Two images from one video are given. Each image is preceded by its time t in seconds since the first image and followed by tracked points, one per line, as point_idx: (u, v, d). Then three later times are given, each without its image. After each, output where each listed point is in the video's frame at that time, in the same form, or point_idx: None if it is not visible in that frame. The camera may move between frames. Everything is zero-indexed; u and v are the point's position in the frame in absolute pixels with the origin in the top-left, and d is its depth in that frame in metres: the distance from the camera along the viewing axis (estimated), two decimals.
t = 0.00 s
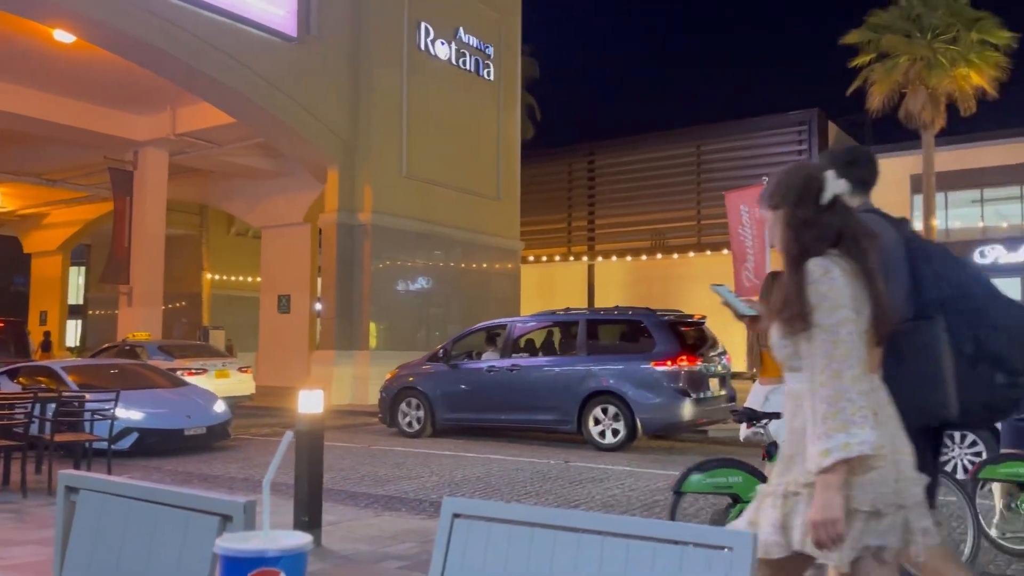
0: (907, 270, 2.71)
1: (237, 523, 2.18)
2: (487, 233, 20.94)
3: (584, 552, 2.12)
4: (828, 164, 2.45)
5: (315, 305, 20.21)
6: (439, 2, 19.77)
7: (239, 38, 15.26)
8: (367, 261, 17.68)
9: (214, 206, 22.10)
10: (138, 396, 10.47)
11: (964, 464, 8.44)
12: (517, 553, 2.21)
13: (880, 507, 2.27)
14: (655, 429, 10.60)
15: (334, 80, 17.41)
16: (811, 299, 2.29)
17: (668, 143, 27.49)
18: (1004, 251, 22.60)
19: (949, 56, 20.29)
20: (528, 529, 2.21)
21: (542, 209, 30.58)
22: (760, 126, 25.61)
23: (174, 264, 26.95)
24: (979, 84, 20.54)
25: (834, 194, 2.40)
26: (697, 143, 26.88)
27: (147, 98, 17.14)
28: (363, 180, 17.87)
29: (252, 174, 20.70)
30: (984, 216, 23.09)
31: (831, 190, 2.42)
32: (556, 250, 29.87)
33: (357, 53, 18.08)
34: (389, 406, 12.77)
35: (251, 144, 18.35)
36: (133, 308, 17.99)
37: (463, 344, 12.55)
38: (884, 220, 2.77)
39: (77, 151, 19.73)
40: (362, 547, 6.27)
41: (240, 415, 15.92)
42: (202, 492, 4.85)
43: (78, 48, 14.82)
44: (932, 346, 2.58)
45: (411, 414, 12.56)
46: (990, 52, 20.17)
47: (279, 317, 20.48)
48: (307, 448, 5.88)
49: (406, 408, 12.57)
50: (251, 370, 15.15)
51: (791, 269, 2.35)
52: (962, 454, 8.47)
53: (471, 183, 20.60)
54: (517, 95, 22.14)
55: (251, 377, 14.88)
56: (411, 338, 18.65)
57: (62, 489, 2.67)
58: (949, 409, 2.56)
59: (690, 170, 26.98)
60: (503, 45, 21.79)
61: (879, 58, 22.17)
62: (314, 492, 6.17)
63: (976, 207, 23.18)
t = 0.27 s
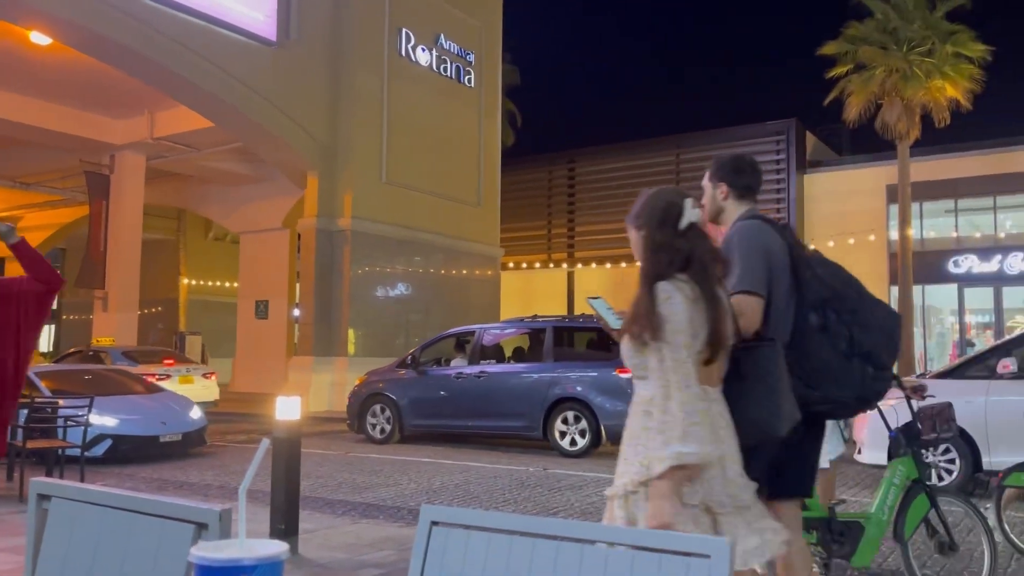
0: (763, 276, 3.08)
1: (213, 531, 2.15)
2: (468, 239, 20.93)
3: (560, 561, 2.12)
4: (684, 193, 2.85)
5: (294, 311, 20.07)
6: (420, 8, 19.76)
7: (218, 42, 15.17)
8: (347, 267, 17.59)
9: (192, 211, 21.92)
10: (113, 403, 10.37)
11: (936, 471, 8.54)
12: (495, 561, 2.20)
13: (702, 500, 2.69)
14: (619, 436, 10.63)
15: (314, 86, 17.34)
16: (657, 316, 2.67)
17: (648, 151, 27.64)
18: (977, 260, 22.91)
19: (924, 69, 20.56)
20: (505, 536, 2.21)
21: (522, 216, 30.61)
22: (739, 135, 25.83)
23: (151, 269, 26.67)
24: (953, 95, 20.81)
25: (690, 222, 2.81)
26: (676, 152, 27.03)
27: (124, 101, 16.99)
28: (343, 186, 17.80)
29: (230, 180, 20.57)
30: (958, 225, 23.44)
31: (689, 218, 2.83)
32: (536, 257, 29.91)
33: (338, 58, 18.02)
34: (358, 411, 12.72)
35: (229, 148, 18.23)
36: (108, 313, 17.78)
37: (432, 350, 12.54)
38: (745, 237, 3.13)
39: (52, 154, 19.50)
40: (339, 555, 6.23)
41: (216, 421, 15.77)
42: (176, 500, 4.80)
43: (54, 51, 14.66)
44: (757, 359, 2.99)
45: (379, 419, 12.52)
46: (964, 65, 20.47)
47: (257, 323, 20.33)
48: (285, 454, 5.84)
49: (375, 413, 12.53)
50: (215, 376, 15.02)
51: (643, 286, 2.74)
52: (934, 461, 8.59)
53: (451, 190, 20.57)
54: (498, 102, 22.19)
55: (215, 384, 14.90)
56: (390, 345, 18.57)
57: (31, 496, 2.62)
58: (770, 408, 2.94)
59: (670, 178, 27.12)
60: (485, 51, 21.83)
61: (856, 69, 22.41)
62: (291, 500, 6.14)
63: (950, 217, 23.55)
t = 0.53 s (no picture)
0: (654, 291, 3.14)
1: (197, 538, 2.14)
2: (455, 246, 20.92)
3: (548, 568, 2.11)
4: (571, 204, 3.01)
5: (280, 317, 19.98)
6: (409, 15, 19.77)
7: (205, 47, 15.13)
8: (333, 273, 17.54)
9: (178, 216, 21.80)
10: (97, 409, 10.28)
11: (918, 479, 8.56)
12: (481, 567, 2.19)
13: (572, 493, 2.79)
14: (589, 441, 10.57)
15: (301, 92, 17.30)
16: (539, 321, 2.81)
17: (635, 159, 27.73)
18: (961, 269, 23.13)
19: (908, 79, 20.74)
20: (491, 545, 2.20)
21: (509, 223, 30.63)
22: (725, 144, 25.97)
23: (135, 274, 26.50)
24: (937, 106, 21.05)
25: (575, 231, 2.97)
26: (663, 160, 27.14)
27: (110, 105, 16.90)
28: (330, 192, 17.75)
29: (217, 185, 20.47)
30: (941, 234, 23.65)
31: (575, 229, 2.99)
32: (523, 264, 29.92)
33: (326, 64, 17.99)
34: (331, 419, 12.70)
35: (215, 153, 18.15)
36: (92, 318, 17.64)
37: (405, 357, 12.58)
38: (642, 275, 3.15)
39: (36, 158, 19.36)
40: (324, 562, 6.19)
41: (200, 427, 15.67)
42: (159, 508, 4.75)
43: (39, 54, 14.56)
44: (643, 359, 3.01)
45: (353, 427, 12.46)
46: (948, 76, 20.68)
47: (243, 329, 20.23)
48: (270, 463, 5.77)
49: (348, 421, 12.48)
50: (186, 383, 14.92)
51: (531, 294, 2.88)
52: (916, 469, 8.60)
53: (439, 197, 20.57)
54: (486, 109, 22.22)
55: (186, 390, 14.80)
56: (376, 351, 18.51)
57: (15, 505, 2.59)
58: (652, 410, 2.99)
59: (657, 186, 27.22)
60: (473, 59, 21.86)
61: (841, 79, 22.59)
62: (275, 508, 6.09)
63: (934, 227, 23.74)
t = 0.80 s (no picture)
0: (548, 291, 3.38)
1: (188, 544, 2.13)
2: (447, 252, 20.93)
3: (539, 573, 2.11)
4: (472, 226, 3.17)
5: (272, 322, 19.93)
6: (402, 21, 19.79)
7: (198, 52, 15.11)
8: (325, 279, 17.52)
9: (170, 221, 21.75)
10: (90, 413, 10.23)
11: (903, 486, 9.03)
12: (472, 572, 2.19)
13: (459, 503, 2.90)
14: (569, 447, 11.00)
15: (293, 97, 17.30)
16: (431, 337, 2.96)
17: (627, 166, 27.82)
18: (951, 277, 23.27)
19: (898, 88, 20.86)
20: (483, 550, 2.19)
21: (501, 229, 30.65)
22: (717, 151, 26.08)
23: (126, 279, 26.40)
24: (927, 115, 21.19)
25: (474, 251, 3.13)
26: (656, 167, 27.23)
27: (102, 110, 16.85)
28: (322, 198, 17.73)
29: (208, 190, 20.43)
30: (931, 243, 23.78)
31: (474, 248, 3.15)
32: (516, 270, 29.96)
33: (318, 70, 18.00)
34: (311, 424, 12.70)
35: (207, 158, 18.12)
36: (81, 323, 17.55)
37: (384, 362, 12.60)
38: (538, 263, 3.47)
39: (26, 162, 19.28)
40: (315, 569, 6.16)
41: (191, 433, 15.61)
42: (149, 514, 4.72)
43: (30, 58, 14.52)
44: (535, 370, 3.16)
45: (332, 432, 12.47)
46: (938, 85, 20.82)
47: (234, 334, 20.17)
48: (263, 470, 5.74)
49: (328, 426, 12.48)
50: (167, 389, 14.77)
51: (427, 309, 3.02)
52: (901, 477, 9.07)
53: (431, 203, 20.58)
54: (479, 115, 22.26)
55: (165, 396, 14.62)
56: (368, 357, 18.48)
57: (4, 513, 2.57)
58: (540, 417, 3.13)
59: (649, 193, 27.30)
60: (466, 65, 21.90)
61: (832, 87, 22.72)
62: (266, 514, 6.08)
63: (924, 235, 23.86)
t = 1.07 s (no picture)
0: (469, 310, 3.53)
1: (179, 547, 2.12)
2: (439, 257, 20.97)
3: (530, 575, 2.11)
4: (382, 230, 3.44)
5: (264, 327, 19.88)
6: (394, 26, 19.81)
7: (191, 56, 15.11)
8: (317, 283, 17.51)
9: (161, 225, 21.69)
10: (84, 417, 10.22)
11: (884, 490, 9.41)
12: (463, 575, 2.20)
13: (373, 487, 3.27)
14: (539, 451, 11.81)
15: (286, 101, 17.30)
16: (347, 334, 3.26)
17: (619, 172, 27.87)
18: (940, 283, 23.42)
19: (888, 95, 20.97)
20: (474, 553, 2.20)
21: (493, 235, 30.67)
22: (708, 157, 26.18)
23: (116, 284, 26.29)
24: (916, 122, 21.31)
25: (383, 252, 3.41)
26: (647, 173, 27.30)
27: (93, 113, 16.82)
28: (314, 202, 17.71)
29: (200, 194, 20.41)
30: (921, 249, 23.88)
31: (384, 249, 3.43)
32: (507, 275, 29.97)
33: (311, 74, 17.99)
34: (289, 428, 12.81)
35: (198, 162, 18.10)
36: (71, 327, 17.47)
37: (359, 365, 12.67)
38: (459, 279, 3.61)
39: (17, 166, 19.21)
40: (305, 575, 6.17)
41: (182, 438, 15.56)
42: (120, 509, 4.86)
43: (22, 61, 14.48)
44: (446, 366, 3.46)
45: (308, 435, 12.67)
46: (927, 92, 20.96)
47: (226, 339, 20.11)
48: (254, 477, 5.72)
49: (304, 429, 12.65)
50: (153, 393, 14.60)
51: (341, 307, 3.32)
52: (883, 481, 9.45)
53: (423, 208, 20.59)
54: (471, 120, 22.29)
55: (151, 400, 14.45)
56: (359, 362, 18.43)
57: None
58: (449, 412, 3.44)
59: (641, 199, 27.36)
60: (458, 70, 21.95)
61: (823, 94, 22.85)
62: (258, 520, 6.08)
63: (914, 241, 23.95)
